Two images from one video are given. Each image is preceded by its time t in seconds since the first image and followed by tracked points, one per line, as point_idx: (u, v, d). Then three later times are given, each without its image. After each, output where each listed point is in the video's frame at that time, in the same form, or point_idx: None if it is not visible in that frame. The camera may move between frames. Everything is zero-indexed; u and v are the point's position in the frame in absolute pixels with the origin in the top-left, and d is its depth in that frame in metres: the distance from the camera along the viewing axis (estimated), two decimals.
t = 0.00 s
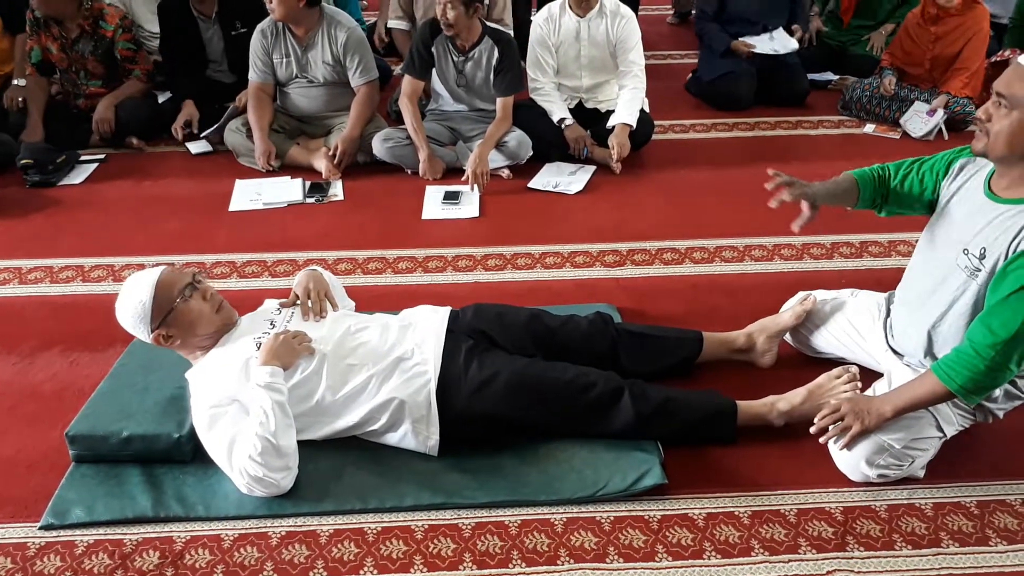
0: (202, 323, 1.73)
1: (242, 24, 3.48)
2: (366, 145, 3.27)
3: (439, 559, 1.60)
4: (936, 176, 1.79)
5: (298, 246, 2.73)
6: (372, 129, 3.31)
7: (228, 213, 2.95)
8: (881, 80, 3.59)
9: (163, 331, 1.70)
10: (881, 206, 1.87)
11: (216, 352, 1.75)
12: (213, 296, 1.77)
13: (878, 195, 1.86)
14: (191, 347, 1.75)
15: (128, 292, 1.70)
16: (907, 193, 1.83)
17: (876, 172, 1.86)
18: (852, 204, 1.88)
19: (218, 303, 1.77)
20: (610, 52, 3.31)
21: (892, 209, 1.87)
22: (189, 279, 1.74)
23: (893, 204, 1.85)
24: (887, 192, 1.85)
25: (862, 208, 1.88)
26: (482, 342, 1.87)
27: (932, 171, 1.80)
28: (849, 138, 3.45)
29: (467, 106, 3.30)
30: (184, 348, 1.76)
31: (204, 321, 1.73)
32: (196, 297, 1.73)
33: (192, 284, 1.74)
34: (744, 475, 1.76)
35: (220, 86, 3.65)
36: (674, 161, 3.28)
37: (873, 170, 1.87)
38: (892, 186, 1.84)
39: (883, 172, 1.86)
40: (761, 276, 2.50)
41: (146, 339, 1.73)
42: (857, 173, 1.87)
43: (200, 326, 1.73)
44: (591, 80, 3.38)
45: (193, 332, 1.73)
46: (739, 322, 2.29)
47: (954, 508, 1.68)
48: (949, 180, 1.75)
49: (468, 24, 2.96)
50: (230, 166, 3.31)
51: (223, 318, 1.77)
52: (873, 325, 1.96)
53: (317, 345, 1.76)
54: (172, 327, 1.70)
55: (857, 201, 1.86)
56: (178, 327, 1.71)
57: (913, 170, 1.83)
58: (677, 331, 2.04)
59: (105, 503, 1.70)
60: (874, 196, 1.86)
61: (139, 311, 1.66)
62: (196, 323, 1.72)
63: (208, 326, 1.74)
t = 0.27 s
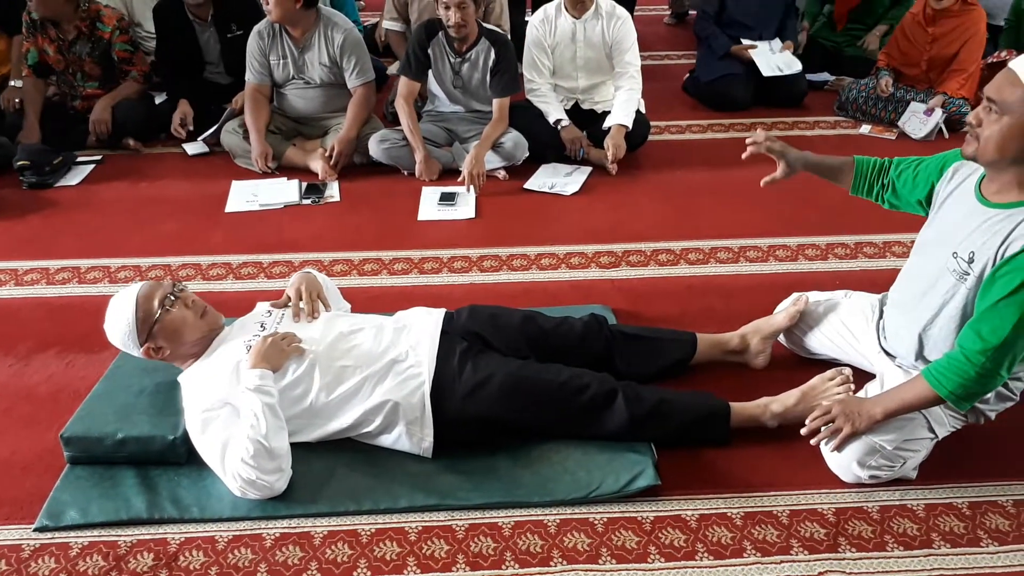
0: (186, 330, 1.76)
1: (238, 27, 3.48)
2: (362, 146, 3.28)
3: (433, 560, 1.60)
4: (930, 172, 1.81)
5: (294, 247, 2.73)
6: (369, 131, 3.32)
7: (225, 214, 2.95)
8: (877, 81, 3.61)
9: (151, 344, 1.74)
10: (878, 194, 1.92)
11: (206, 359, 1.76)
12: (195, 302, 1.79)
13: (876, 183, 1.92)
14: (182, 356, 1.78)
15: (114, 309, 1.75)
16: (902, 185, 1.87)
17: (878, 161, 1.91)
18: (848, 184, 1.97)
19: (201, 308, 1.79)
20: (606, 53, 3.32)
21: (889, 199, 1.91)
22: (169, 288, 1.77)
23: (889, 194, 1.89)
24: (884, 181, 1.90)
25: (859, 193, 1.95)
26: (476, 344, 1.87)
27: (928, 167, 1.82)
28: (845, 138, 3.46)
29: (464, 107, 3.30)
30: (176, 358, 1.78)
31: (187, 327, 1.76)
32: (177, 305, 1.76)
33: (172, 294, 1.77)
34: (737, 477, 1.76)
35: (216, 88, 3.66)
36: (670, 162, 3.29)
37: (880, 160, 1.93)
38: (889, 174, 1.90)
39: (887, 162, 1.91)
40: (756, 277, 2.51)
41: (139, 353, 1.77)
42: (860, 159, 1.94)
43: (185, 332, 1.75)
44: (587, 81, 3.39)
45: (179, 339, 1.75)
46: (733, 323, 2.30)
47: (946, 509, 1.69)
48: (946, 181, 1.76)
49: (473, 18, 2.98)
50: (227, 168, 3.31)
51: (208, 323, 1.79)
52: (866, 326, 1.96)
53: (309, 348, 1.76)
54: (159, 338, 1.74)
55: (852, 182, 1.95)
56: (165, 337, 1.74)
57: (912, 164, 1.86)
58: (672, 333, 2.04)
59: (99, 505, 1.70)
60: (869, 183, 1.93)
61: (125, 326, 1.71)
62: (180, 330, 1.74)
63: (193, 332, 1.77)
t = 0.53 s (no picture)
0: (174, 333, 1.76)
1: (230, 29, 3.47)
2: (356, 146, 3.28)
3: (421, 561, 1.60)
4: (919, 176, 1.82)
5: (286, 247, 2.73)
6: (362, 131, 3.32)
7: (217, 215, 2.95)
8: (871, 80, 3.62)
9: (140, 348, 1.74)
10: (868, 198, 1.92)
11: (194, 362, 1.76)
12: (183, 303, 1.79)
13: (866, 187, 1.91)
14: (171, 359, 1.78)
15: (103, 312, 1.75)
16: (890, 189, 1.87)
17: (867, 165, 1.91)
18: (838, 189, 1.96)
19: (189, 310, 1.79)
20: (599, 54, 3.32)
21: (878, 203, 1.91)
22: (156, 290, 1.77)
23: (879, 198, 1.90)
24: (874, 185, 1.90)
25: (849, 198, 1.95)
26: (467, 345, 1.87)
27: (916, 170, 1.83)
28: (838, 138, 3.46)
29: (457, 108, 3.30)
30: (165, 362, 1.79)
31: (175, 330, 1.76)
32: (165, 308, 1.76)
33: (160, 296, 1.77)
34: (727, 477, 1.77)
35: (211, 89, 3.65)
36: (663, 163, 3.29)
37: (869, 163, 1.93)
38: (878, 178, 1.89)
39: (876, 165, 1.91)
40: (747, 277, 2.51)
41: (129, 358, 1.77)
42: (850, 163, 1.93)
43: (173, 335, 1.76)
44: (580, 81, 3.38)
45: (167, 342, 1.76)
46: (724, 324, 2.30)
47: (935, 509, 1.69)
48: (935, 181, 1.76)
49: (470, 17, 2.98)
50: (220, 168, 3.31)
51: (196, 325, 1.79)
52: (856, 327, 1.97)
53: (299, 349, 1.76)
54: (148, 342, 1.74)
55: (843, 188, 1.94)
56: (153, 341, 1.74)
57: (900, 168, 1.86)
58: (663, 333, 2.05)
59: (88, 507, 1.70)
60: (860, 187, 1.92)
61: (114, 330, 1.71)
62: (168, 333, 1.75)
63: (181, 335, 1.77)
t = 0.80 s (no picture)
0: (168, 338, 1.77)
1: (226, 33, 3.48)
2: (351, 150, 3.29)
3: (416, 564, 1.61)
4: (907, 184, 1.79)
5: (282, 251, 2.74)
6: (358, 135, 3.33)
7: (213, 218, 2.96)
8: (864, 84, 3.64)
9: (134, 354, 1.75)
10: (856, 215, 1.86)
11: (189, 367, 1.77)
12: (175, 308, 1.81)
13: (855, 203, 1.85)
14: (167, 364, 1.79)
15: (95, 323, 1.76)
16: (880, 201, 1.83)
17: (852, 181, 1.85)
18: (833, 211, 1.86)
19: (180, 315, 1.80)
20: (593, 58, 3.34)
21: (868, 217, 1.86)
22: (146, 297, 1.78)
23: (869, 212, 1.85)
24: (862, 202, 1.84)
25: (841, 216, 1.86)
26: (461, 348, 1.88)
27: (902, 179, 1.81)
28: (832, 142, 3.48)
29: (453, 111, 3.32)
30: (160, 368, 1.80)
31: (169, 334, 1.77)
32: (157, 314, 1.77)
33: (151, 302, 1.78)
34: (719, 479, 1.78)
35: (207, 93, 3.65)
36: (658, 166, 3.30)
37: (850, 179, 1.87)
38: (867, 192, 1.84)
39: (859, 179, 1.86)
40: (741, 280, 2.52)
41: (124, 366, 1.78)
42: (838, 181, 1.85)
43: (166, 340, 1.77)
44: (575, 85, 3.40)
45: (161, 347, 1.77)
46: (717, 326, 2.31)
47: (925, 511, 1.70)
48: (924, 183, 1.76)
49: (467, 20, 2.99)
50: (216, 172, 3.32)
51: (188, 328, 1.81)
52: (847, 329, 1.98)
53: (294, 353, 1.77)
54: (142, 348, 1.75)
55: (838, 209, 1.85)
56: (147, 347, 1.75)
57: (885, 178, 1.83)
58: (656, 336, 2.06)
59: (83, 510, 1.71)
60: (851, 205, 1.84)
61: (107, 339, 1.72)
62: (162, 338, 1.76)
63: (175, 339, 1.78)
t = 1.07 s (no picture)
0: (155, 346, 1.83)
1: (225, 32, 3.47)
2: (350, 150, 3.29)
3: (415, 565, 1.61)
4: (904, 185, 1.80)
5: (280, 251, 2.74)
6: (356, 135, 3.33)
7: (212, 218, 2.95)
8: (863, 84, 3.64)
9: (129, 369, 1.83)
10: (856, 216, 1.88)
11: (182, 371, 1.77)
12: (154, 315, 1.85)
13: (853, 206, 1.86)
14: (160, 371, 1.85)
15: (88, 347, 1.84)
16: (878, 202, 1.83)
17: (850, 183, 1.86)
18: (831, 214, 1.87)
19: (161, 321, 1.85)
20: (592, 58, 3.34)
21: (867, 219, 1.87)
22: (126, 313, 1.84)
23: (868, 214, 1.86)
24: (862, 204, 1.85)
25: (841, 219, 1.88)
26: (460, 350, 1.88)
27: (899, 180, 1.81)
28: (830, 142, 3.48)
29: (452, 111, 3.31)
30: (158, 376, 1.87)
31: (155, 343, 1.83)
32: (139, 325, 1.82)
33: (131, 315, 1.83)
34: (718, 480, 1.78)
35: (205, 93, 3.65)
36: (657, 167, 3.30)
37: (848, 181, 1.88)
38: (865, 194, 1.85)
39: (857, 182, 1.86)
40: (740, 281, 2.52)
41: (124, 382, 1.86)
42: (836, 184, 1.86)
43: (154, 349, 1.82)
44: (574, 85, 3.40)
45: (151, 357, 1.83)
46: (716, 327, 2.31)
47: (924, 512, 1.70)
48: (921, 188, 1.76)
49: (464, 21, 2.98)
50: (214, 172, 3.31)
51: (172, 332, 1.85)
52: (847, 331, 1.98)
53: (293, 354, 1.76)
54: (135, 362, 1.82)
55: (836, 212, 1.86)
56: (138, 359, 1.82)
57: (883, 180, 1.84)
58: (655, 337, 2.06)
59: (82, 511, 1.70)
60: (851, 207, 1.85)
61: (100, 359, 1.81)
62: (149, 348, 1.81)
63: (162, 347, 1.84)
